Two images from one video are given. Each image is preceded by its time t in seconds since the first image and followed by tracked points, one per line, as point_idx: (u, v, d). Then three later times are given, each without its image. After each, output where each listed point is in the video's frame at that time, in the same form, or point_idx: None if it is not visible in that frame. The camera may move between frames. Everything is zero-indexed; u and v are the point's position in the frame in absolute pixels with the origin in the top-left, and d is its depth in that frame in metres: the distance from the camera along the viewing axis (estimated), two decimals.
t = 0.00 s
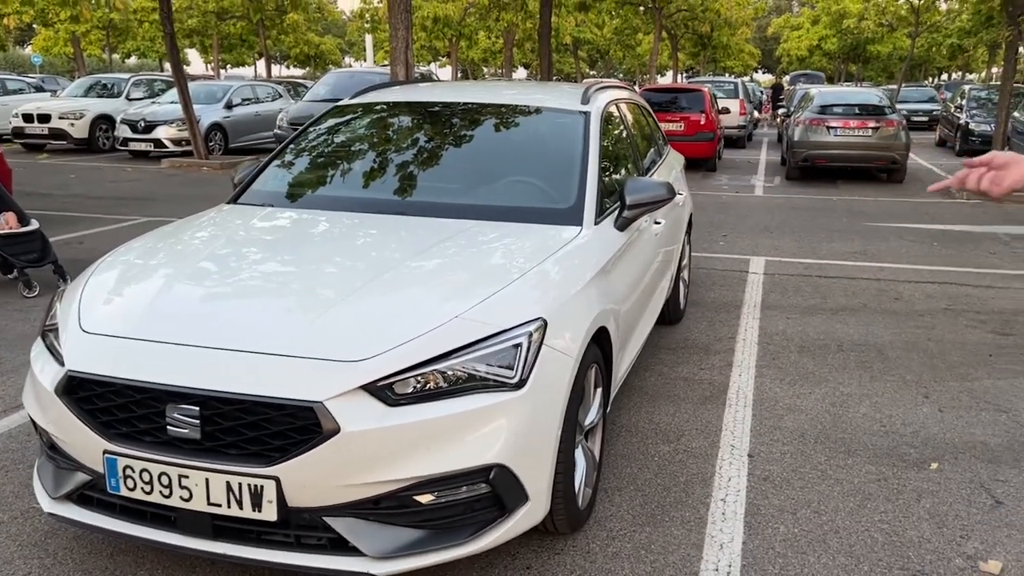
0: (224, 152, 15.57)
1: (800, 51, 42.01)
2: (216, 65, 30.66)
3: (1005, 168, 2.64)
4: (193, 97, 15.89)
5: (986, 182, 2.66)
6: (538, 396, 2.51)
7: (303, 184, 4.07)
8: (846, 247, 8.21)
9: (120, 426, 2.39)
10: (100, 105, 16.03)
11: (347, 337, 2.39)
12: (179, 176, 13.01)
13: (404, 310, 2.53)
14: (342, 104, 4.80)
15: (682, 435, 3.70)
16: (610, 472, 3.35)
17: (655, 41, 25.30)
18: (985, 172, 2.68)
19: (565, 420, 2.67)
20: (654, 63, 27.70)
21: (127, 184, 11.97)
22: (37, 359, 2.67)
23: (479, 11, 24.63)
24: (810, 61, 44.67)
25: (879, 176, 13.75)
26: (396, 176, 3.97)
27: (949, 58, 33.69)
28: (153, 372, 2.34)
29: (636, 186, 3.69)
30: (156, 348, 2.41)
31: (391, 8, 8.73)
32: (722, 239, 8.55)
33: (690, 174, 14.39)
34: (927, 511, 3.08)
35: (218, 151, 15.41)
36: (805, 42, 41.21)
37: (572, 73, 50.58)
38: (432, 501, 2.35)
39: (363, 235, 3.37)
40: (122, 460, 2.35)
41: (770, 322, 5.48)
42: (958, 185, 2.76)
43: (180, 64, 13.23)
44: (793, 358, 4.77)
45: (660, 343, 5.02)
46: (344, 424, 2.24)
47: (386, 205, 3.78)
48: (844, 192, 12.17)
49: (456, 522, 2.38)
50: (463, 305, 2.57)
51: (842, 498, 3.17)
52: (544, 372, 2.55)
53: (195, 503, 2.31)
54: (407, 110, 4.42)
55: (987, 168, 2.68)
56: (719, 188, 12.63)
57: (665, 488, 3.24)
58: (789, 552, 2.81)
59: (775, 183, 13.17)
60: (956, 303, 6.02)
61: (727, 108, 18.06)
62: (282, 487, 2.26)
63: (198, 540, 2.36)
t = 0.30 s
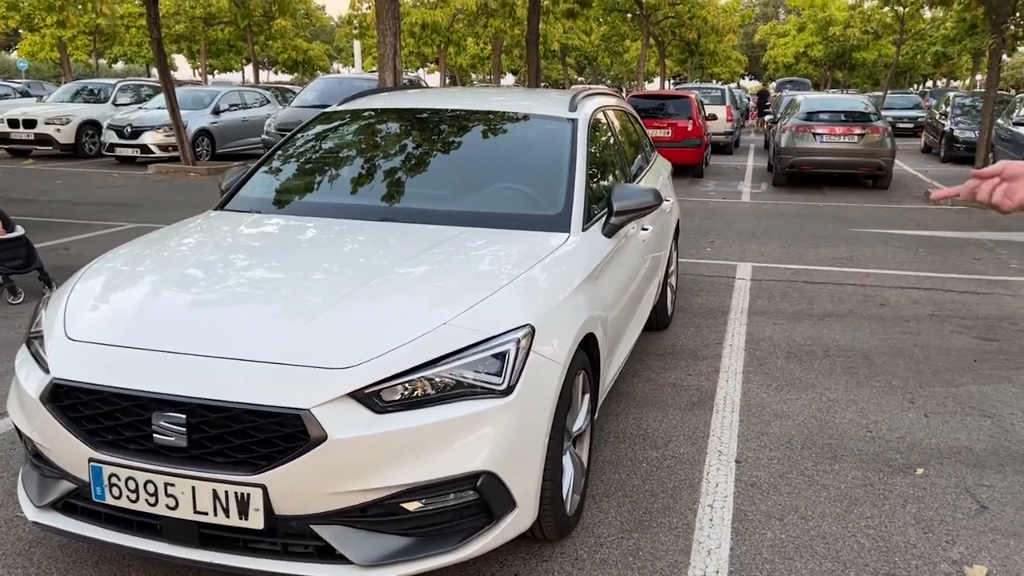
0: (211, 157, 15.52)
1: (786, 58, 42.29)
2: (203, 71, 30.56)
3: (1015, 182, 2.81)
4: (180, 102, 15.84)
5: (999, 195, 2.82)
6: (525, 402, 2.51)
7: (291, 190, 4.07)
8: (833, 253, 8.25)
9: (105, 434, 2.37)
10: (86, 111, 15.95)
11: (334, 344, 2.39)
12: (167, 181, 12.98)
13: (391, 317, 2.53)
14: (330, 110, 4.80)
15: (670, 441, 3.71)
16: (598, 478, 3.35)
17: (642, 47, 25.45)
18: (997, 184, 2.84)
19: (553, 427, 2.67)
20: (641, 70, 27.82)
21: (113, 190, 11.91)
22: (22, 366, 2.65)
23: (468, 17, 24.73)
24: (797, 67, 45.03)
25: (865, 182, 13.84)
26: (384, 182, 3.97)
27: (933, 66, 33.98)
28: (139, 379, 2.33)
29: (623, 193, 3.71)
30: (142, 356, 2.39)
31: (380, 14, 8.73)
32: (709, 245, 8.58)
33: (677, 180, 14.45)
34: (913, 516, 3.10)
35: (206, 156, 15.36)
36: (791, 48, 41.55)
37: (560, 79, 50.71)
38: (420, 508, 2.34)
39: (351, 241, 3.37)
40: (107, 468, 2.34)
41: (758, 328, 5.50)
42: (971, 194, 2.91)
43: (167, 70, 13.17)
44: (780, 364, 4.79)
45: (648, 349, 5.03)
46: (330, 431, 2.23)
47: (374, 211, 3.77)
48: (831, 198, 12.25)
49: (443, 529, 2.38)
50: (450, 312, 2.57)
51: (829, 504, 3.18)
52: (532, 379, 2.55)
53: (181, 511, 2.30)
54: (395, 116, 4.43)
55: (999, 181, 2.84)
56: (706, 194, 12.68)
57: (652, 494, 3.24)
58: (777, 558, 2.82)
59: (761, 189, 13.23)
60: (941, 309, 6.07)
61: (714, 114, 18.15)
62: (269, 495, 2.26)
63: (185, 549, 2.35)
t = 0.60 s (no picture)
0: (202, 162, 15.48)
1: (777, 66, 42.53)
2: (194, 75, 30.49)
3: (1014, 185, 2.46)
4: (172, 106, 15.81)
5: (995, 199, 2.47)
6: (516, 409, 2.51)
7: (283, 195, 4.06)
8: (823, 261, 8.29)
9: (93, 440, 2.36)
10: (77, 115, 15.88)
11: (325, 351, 2.39)
12: (158, 186, 12.93)
13: (381, 324, 2.53)
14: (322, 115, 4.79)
15: (660, 448, 3.72)
16: (588, 485, 3.35)
17: (634, 55, 25.54)
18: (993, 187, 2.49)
19: (543, 434, 2.67)
20: (633, 76, 27.88)
21: (104, 194, 11.86)
22: (9, 372, 2.63)
23: (460, 23, 24.78)
24: (788, 76, 45.27)
25: (855, 190, 13.91)
26: (376, 188, 3.97)
27: (922, 74, 34.21)
28: (128, 385, 2.32)
29: (614, 201, 3.72)
30: (132, 362, 2.39)
31: (373, 21, 8.72)
32: (700, 252, 8.61)
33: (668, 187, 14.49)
34: (901, 523, 3.11)
35: (197, 160, 15.32)
36: (782, 56, 41.78)
37: (552, 85, 50.83)
38: (409, 516, 2.34)
39: (342, 247, 3.36)
40: (94, 475, 2.33)
41: (748, 335, 5.51)
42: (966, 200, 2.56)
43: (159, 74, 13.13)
44: (770, 371, 4.80)
45: (639, 355, 5.04)
46: (320, 439, 2.23)
47: (365, 217, 3.77)
48: (820, 205, 12.31)
49: (432, 537, 2.38)
50: (441, 318, 2.57)
51: (818, 511, 3.19)
52: (522, 386, 2.55)
53: (169, 518, 2.29)
54: (386, 122, 4.43)
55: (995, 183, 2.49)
56: (697, 201, 12.71)
57: (642, 501, 3.24)
58: (766, 565, 2.83)
59: (752, 196, 13.28)
60: (930, 317, 6.10)
61: (705, 122, 18.22)
62: (257, 502, 2.25)
63: (173, 556, 2.34)
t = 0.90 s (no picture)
0: (178, 168, 15.38)
1: (754, 83, 43.03)
2: (172, 79, 30.28)
3: (917, 225, 1.83)
4: (149, 112, 15.71)
5: (891, 242, 1.85)
6: (485, 426, 2.53)
7: (258, 205, 4.06)
8: (795, 278, 8.39)
9: (58, 453, 2.35)
10: (52, 118, 15.72)
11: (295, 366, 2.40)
12: (132, 191, 12.82)
13: (354, 339, 2.54)
14: (299, 126, 4.79)
15: (630, 464, 3.75)
16: (557, 501, 3.37)
17: (612, 69, 25.76)
18: (893, 227, 1.86)
19: (512, 450, 2.69)
20: (612, 91, 28.07)
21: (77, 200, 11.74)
22: None
23: (441, 35, 24.91)
24: (764, 93, 45.89)
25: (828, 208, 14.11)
26: (352, 200, 3.98)
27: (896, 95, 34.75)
28: (97, 398, 2.31)
29: (587, 218, 3.76)
30: (99, 374, 2.38)
31: (353, 32, 8.70)
32: (675, 268, 8.68)
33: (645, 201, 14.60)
34: (864, 541, 3.15)
35: (173, 167, 15.22)
36: (759, 74, 42.35)
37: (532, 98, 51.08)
38: (376, 532, 2.34)
39: (316, 260, 3.37)
40: (59, 489, 2.32)
41: (719, 352, 5.56)
42: (868, 242, 1.95)
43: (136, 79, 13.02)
44: (740, 388, 4.85)
45: (611, 370, 5.07)
46: (287, 454, 2.23)
47: (340, 229, 3.77)
48: (794, 223, 12.46)
49: (399, 552, 2.38)
50: (412, 334, 2.59)
51: (783, 528, 3.23)
52: (492, 403, 2.57)
53: (133, 533, 2.28)
54: (364, 135, 4.44)
55: (895, 222, 1.87)
56: (673, 216, 12.82)
57: (611, 517, 3.27)
58: None
59: (727, 212, 13.41)
60: (898, 335, 6.20)
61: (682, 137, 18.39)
62: (224, 517, 2.25)
63: (137, 571, 2.32)
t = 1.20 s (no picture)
0: (129, 181, 15.11)
1: (709, 105, 43.81)
2: (124, 89, 29.75)
3: (795, 279, 1.94)
4: (99, 123, 15.44)
5: (772, 298, 1.95)
6: (436, 449, 2.53)
7: (210, 221, 4.03)
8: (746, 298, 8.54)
9: None
10: None
11: (244, 388, 2.38)
12: (81, 204, 12.55)
13: (306, 362, 2.54)
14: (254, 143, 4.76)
15: (581, 484, 3.77)
16: (508, 522, 3.38)
17: (570, 89, 26.03)
18: (773, 282, 1.97)
19: (463, 473, 2.69)
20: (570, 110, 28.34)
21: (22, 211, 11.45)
22: None
23: (400, 51, 24.94)
24: (719, 115, 46.76)
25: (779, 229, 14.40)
26: (306, 217, 3.97)
27: (846, 120, 35.68)
28: (39, 421, 2.27)
29: (541, 240, 3.80)
30: (43, 396, 2.34)
31: (309, 46, 8.64)
32: (629, 287, 8.77)
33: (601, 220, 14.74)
34: (808, 561, 3.22)
35: (124, 179, 14.95)
36: (714, 96, 43.16)
37: (490, 115, 51.32)
38: (325, 556, 2.32)
39: (269, 279, 3.35)
40: None
41: (671, 372, 5.63)
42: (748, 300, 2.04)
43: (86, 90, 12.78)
44: (691, 408, 4.91)
45: (564, 390, 5.10)
46: (235, 478, 2.21)
47: (293, 247, 3.75)
48: (746, 244, 12.69)
49: None
50: (364, 357, 2.59)
51: (730, 548, 3.28)
52: (443, 426, 2.57)
53: (74, 558, 2.22)
54: (320, 153, 4.43)
55: (774, 278, 1.98)
56: (628, 236, 12.96)
57: (562, 538, 3.28)
58: None
59: (681, 233, 13.60)
60: (844, 357, 6.34)
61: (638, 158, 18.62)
62: (168, 542, 2.21)
63: None
